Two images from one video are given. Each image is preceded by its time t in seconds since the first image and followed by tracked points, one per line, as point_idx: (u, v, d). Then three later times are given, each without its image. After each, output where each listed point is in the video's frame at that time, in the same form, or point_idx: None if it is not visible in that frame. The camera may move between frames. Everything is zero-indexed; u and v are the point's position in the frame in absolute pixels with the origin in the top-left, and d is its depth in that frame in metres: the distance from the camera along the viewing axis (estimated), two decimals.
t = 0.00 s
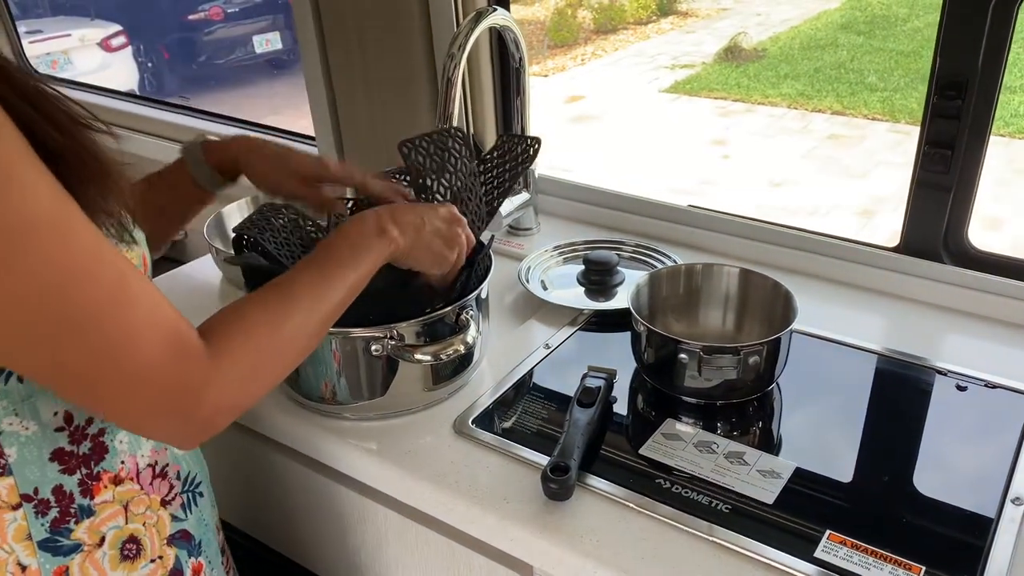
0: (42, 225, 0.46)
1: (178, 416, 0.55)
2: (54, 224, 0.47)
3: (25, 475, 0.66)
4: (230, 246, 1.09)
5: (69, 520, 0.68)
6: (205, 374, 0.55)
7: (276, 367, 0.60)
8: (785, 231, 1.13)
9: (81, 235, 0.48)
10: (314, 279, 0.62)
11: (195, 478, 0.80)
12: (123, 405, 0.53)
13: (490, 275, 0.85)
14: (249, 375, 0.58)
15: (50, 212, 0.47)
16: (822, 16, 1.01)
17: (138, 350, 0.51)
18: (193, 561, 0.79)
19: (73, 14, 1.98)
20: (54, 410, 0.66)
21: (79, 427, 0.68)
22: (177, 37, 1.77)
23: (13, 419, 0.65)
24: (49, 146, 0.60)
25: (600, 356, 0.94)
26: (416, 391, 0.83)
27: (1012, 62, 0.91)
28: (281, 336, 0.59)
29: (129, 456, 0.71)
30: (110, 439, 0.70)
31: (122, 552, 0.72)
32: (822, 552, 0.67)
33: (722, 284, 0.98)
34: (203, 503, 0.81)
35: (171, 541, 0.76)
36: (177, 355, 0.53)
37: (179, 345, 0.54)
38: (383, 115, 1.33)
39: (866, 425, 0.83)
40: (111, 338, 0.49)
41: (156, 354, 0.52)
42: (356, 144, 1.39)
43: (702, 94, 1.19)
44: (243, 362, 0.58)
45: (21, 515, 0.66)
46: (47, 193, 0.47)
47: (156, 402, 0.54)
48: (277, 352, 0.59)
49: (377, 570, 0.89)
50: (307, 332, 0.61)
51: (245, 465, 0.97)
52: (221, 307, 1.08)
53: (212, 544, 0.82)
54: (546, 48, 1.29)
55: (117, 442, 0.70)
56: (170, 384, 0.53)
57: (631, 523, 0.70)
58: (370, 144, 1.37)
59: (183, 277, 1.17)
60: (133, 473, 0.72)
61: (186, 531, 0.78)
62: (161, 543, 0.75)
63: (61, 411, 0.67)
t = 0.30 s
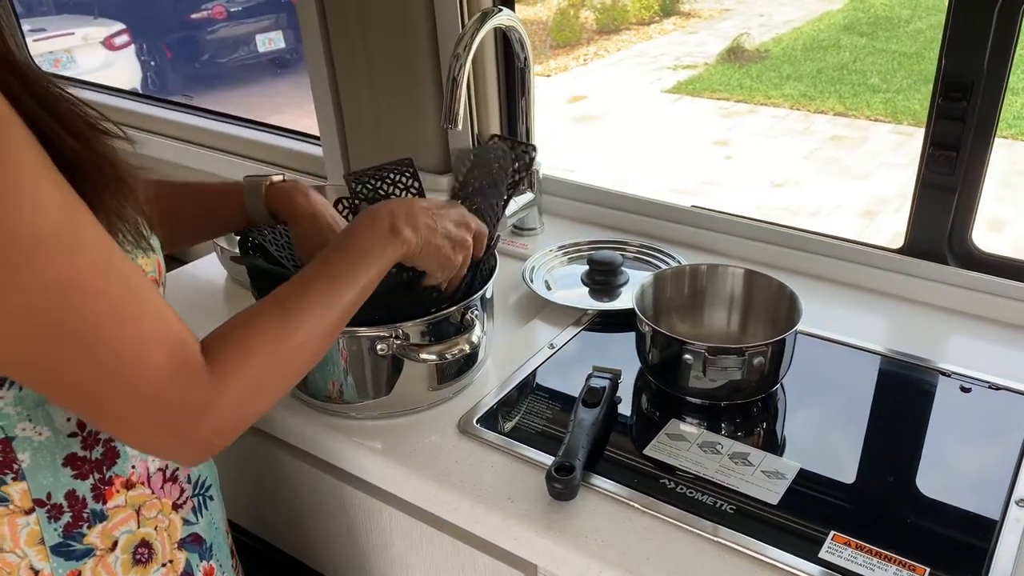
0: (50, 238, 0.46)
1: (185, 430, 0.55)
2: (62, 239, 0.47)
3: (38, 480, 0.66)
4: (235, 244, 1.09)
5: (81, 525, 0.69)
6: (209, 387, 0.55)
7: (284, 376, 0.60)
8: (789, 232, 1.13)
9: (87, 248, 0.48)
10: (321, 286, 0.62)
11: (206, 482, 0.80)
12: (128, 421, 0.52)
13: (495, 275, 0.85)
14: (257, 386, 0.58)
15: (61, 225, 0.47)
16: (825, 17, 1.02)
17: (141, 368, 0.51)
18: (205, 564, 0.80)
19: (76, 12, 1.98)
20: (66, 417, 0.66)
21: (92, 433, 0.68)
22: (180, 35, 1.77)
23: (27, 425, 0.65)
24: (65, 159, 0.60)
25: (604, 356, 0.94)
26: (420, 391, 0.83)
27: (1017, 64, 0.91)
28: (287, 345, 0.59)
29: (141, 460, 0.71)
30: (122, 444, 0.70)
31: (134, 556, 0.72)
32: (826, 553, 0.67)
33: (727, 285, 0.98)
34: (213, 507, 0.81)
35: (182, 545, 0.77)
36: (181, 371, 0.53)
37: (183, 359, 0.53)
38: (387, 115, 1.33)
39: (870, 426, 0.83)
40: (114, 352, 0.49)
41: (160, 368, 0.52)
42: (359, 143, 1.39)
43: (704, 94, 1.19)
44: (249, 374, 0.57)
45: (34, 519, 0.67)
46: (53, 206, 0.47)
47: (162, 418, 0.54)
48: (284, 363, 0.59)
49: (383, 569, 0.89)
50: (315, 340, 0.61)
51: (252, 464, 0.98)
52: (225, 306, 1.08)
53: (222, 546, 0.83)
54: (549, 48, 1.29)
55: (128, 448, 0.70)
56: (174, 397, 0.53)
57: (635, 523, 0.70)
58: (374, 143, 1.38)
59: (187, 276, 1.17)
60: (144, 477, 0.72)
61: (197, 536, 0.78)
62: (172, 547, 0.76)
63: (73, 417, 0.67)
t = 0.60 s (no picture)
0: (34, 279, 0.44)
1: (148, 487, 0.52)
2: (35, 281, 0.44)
3: (49, 486, 0.66)
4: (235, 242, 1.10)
5: (95, 530, 0.69)
6: (169, 445, 0.51)
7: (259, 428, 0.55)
8: (790, 232, 1.13)
9: (69, 281, 0.46)
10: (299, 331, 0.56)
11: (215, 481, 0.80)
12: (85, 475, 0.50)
13: (496, 273, 0.84)
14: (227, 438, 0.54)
15: (48, 258, 0.45)
16: (826, 17, 1.02)
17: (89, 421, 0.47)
18: (215, 562, 0.80)
19: (77, 11, 1.98)
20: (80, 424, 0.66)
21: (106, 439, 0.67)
22: (181, 34, 1.76)
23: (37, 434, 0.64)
24: (67, 185, 0.59)
25: (605, 355, 0.94)
26: (421, 390, 0.83)
27: (1019, 63, 0.91)
28: (261, 395, 0.54)
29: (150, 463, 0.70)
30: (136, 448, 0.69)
31: (145, 558, 0.72)
32: (827, 553, 0.67)
33: (728, 284, 0.98)
34: (220, 505, 0.81)
35: (192, 544, 0.77)
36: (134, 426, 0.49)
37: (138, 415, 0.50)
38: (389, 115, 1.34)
39: (871, 426, 0.83)
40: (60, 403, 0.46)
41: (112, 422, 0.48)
42: (360, 143, 1.39)
43: (705, 94, 1.19)
44: (216, 428, 0.53)
45: (47, 524, 0.67)
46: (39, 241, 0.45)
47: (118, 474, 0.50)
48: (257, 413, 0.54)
49: (384, 568, 0.89)
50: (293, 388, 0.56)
51: (253, 465, 0.98)
52: (225, 305, 1.08)
53: (232, 541, 0.83)
54: (550, 48, 1.29)
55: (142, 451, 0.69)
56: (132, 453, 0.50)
57: (636, 522, 0.70)
58: (374, 142, 1.38)
59: (188, 274, 1.17)
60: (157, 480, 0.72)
61: (207, 534, 0.78)
62: (181, 547, 0.76)
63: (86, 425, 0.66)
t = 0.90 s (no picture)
0: (81, 306, 0.44)
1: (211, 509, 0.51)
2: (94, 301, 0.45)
3: (48, 501, 0.66)
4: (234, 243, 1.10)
5: (93, 544, 0.69)
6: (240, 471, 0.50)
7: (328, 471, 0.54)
8: (789, 232, 1.13)
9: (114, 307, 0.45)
10: (377, 381, 0.55)
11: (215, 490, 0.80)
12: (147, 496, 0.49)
13: (495, 274, 0.85)
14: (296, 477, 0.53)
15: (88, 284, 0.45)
16: (826, 17, 1.01)
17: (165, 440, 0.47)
18: (215, 571, 0.80)
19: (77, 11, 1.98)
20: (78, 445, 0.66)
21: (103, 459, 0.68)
22: (181, 34, 1.75)
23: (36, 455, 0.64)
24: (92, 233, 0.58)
25: (604, 356, 0.94)
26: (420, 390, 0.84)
27: (1019, 64, 0.91)
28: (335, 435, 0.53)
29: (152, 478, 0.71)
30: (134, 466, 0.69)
31: (145, 570, 0.73)
32: (827, 553, 0.67)
33: (728, 285, 0.98)
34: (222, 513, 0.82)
35: (192, 554, 0.77)
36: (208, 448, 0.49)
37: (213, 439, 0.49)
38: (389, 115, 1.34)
39: (871, 427, 0.83)
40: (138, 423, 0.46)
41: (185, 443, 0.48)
42: (360, 143, 1.39)
43: (705, 94, 1.19)
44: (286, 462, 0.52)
45: (46, 538, 0.68)
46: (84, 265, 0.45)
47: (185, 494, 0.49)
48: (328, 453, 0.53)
49: (384, 568, 0.89)
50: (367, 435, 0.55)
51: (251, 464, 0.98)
52: (225, 305, 1.08)
53: (233, 551, 0.84)
54: (550, 48, 1.29)
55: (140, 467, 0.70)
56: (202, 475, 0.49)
57: (635, 522, 0.70)
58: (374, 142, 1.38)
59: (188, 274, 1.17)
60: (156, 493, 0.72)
61: (208, 543, 0.79)
62: (181, 558, 0.76)
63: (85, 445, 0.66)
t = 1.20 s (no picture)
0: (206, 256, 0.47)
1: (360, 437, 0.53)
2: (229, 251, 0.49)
3: (64, 516, 0.66)
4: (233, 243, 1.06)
5: (104, 560, 0.69)
6: (385, 401, 0.53)
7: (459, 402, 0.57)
8: (788, 233, 1.13)
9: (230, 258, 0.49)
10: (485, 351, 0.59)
11: (218, 505, 0.81)
12: (303, 425, 0.51)
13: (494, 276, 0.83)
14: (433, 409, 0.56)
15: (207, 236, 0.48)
16: (825, 19, 1.01)
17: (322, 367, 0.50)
18: None
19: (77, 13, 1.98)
20: (97, 457, 0.67)
21: (119, 471, 0.68)
22: (180, 36, 1.75)
23: (58, 465, 0.65)
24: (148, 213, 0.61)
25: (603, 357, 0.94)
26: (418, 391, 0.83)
27: (1017, 65, 0.91)
28: (458, 371, 0.57)
29: (162, 493, 0.72)
30: (144, 478, 0.71)
31: None
32: (826, 555, 0.67)
33: (726, 286, 0.98)
34: (224, 529, 0.82)
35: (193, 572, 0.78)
36: (359, 377, 0.52)
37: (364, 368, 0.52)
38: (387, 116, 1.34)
39: (870, 429, 0.83)
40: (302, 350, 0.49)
41: (342, 371, 0.51)
42: (360, 145, 1.39)
43: (705, 95, 1.19)
44: (422, 394, 0.55)
45: (57, 553, 0.67)
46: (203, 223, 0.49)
47: (341, 421, 0.52)
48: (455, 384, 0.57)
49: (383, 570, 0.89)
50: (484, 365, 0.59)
51: (249, 465, 0.98)
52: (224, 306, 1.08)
53: (234, 566, 0.84)
54: (550, 50, 1.29)
55: (150, 479, 0.71)
56: (354, 404, 0.52)
57: (635, 524, 0.70)
58: (374, 143, 1.38)
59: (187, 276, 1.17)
60: (164, 508, 0.73)
61: (209, 561, 0.80)
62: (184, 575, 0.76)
63: (103, 457, 0.67)
